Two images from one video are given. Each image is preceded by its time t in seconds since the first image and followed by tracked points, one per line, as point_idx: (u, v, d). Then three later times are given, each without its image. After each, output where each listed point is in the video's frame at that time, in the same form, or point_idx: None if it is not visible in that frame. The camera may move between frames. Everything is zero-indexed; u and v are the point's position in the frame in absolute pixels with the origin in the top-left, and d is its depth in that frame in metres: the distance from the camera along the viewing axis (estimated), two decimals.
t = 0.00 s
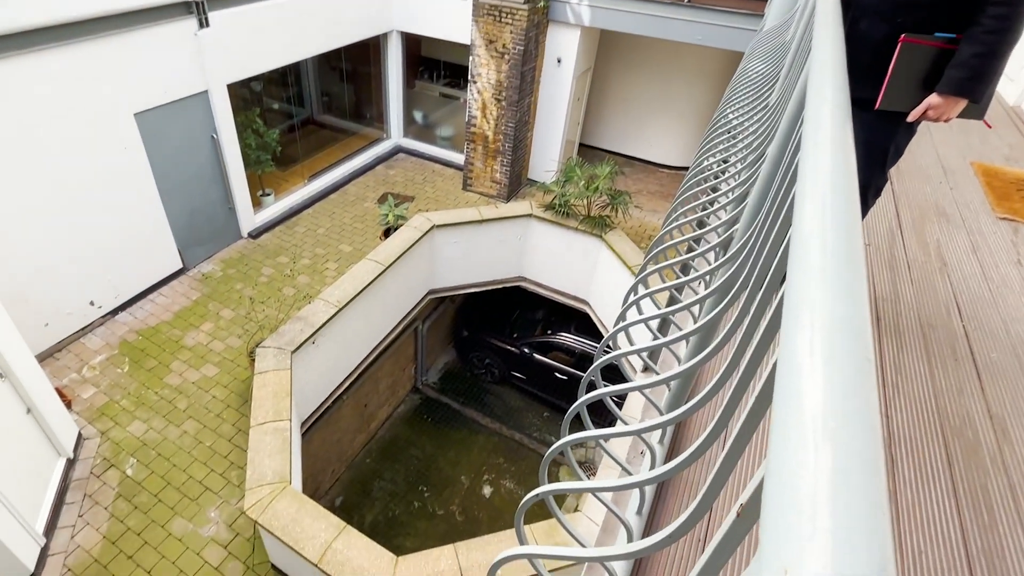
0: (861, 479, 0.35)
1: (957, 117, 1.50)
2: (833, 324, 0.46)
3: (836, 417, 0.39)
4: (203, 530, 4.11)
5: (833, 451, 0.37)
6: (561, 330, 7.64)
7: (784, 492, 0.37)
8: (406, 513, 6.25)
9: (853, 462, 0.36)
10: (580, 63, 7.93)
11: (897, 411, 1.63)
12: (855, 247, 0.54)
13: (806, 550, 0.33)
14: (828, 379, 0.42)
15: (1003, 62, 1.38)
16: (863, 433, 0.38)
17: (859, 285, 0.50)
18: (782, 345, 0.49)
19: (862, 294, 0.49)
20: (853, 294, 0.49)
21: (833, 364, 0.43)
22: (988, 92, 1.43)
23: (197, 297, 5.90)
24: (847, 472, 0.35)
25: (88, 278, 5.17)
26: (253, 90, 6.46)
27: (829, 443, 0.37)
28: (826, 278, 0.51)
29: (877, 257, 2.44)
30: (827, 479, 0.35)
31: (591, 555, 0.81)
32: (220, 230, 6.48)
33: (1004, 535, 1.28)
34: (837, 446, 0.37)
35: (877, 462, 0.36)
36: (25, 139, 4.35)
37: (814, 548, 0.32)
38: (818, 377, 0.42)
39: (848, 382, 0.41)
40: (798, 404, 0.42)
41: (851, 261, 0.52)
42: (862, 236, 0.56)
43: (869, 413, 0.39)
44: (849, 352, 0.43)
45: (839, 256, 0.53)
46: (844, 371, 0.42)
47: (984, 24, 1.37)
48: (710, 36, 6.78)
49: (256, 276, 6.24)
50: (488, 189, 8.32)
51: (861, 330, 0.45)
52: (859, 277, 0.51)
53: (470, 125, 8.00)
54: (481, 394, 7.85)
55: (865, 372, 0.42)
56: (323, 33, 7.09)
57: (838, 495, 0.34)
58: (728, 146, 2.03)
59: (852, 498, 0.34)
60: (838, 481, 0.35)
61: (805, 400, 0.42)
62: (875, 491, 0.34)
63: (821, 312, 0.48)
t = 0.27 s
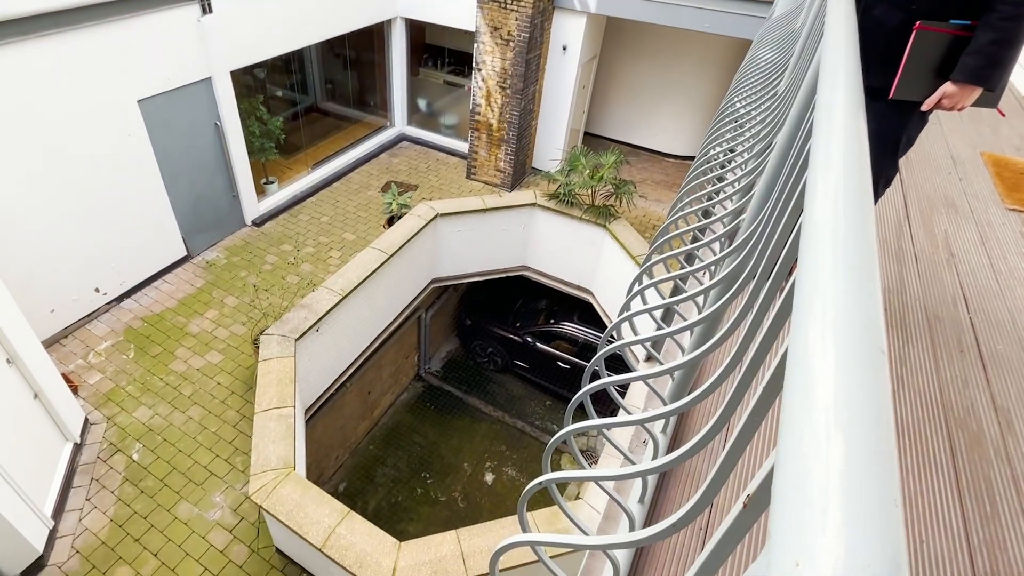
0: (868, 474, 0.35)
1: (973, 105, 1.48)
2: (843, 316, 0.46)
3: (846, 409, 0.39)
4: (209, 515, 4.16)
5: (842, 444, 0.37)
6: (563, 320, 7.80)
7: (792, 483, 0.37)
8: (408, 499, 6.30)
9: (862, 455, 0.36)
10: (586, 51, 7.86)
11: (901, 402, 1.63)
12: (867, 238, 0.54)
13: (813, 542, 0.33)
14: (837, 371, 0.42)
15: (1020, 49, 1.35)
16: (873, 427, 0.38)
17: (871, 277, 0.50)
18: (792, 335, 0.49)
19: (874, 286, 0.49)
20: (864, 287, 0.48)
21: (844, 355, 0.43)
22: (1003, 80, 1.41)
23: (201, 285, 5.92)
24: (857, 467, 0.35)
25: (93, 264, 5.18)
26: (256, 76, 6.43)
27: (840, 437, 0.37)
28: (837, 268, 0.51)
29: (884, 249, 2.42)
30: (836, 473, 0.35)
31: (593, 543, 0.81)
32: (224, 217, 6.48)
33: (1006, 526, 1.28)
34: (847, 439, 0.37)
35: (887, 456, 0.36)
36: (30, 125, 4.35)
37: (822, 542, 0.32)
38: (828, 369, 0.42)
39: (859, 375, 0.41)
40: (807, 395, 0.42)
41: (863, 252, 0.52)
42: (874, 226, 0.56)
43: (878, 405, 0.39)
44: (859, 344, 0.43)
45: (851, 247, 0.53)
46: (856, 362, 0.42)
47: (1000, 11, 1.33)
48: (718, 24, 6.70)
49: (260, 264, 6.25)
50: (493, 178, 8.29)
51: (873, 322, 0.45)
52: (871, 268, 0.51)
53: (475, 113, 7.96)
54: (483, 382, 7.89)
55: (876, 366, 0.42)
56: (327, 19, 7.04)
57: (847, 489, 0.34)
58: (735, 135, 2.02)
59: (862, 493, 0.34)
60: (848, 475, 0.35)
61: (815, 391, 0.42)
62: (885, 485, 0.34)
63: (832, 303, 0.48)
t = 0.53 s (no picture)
0: (861, 469, 0.35)
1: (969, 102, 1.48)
2: (838, 311, 0.46)
3: (839, 406, 0.39)
4: (209, 511, 4.16)
5: (836, 440, 0.37)
6: (563, 315, 7.81)
7: (785, 479, 0.37)
8: (407, 496, 6.32)
9: (855, 451, 0.36)
10: (585, 47, 7.84)
11: (898, 398, 1.63)
12: (863, 235, 0.54)
13: (804, 537, 0.33)
14: (830, 367, 0.42)
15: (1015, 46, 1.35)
16: (865, 423, 0.38)
17: (867, 273, 0.50)
18: (786, 329, 0.49)
19: (868, 282, 0.49)
20: (860, 283, 0.48)
21: (838, 352, 0.43)
22: (1000, 76, 1.41)
23: (200, 281, 5.92)
24: (850, 462, 0.35)
25: (92, 261, 5.18)
26: (255, 73, 6.41)
27: (832, 432, 0.37)
28: (833, 264, 0.51)
29: (882, 245, 2.42)
30: (830, 468, 0.35)
31: (590, 538, 0.81)
32: (223, 214, 6.48)
33: (1001, 521, 1.28)
34: (839, 435, 0.37)
35: (879, 451, 0.36)
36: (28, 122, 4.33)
37: (815, 537, 0.32)
38: (821, 366, 0.42)
39: (852, 371, 0.41)
40: (801, 391, 0.42)
41: (859, 249, 0.52)
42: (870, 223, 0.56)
43: (870, 401, 0.39)
44: (852, 340, 0.43)
45: (845, 243, 0.53)
46: (850, 359, 0.42)
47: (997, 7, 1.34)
48: (717, 20, 6.68)
49: (259, 261, 6.25)
50: (491, 175, 8.28)
51: (868, 318, 0.45)
52: (867, 264, 0.51)
53: (474, 110, 7.94)
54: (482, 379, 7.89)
55: (870, 361, 0.42)
56: (325, 15, 7.01)
57: (840, 484, 0.34)
58: (733, 132, 2.01)
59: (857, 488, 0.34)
60: (840, 471, 0.35)
61: (808, 387, 0.42)
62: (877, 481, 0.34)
63: (827, 299, 0.48)
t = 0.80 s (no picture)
0: (849, 466, 0.35)
1: (953, 106, 1.50)
2: (825, 311, 0.47)
3: (827, 405, 0.39)
4: (203, 519, 4.13)
5: (823, 439, 0.37)
6: (558, 320, 7.85)
7: (774, 479, 0.38)
8: (403, 502, 6.29)
9: (842, 447, 0.36)
10: (577, 52, 7.88)
11: (890, 398, 1.64)
12: (850, 236, 0.55)
13: (794, 534, 0.33)
14: (819, 366, 0.42)
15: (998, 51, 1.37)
16: (853, 422, 0.38)
17: (854, 273, 0.50)
18: (775, 329, 0.50)
19: (855, 281, 0.49)
20: (848, 282, 0.49)
21: (825, 351, 0.43)
22: (985, 80, 1.43)
23: (194, 288, 5.89)
24: (839, 460, 0.36)
25: (84, 269, 5.15)
26: (248, 79, 6.41)
27: (819, 431, 0.38)
28: (820, 264, 0.51)
29: (872, 247, 2.44)
30: (817, 466, 0.36)
31: (587, 541, 0.81)
32: (217, 220, 6.46)
33: (993, 519, 1.29)
34: (827, 433, 0.37)
35: (866, 449, 0.36)
36: (20, 130, 4.31)
37: (804, 536, 0.32)
38: (809, 364, 0.43)
39: (839, 369, 0.41)
40: (790, 390, 0.42)
41: (847, 249, 0.52)
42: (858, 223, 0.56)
43: (857, 400, 0.39)
44: (840, 338, 0.44)
45: (834, 243, 0.53)
46: (838, 358, 0.42)
47: (981, 11, 1.37)
48: (708, 25, 6.73)
49: (253, 267, 6.23)
50: (485, 179, 8.30)
51: (854, 318, 0.46)
52: (854, 265, 0.51)
53: (467, 116, 7.96)
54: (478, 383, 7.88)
55: (857, 359, 0.42)
56: (318, 21, 7.02)
57: (827, 483, 0.34)
58: (725, 135, 2.02)
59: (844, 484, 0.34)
60: (828, 469, 0.35)
61: (796, 386, 0.42)
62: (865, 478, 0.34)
63: (814, 299, 0.48)
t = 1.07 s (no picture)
0: (835, 469, 0.35)
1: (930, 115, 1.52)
2: (809, 318, 0.47)
3: (812, 408, 0.40)
4: (192, 540, 4.06)
5: (810, 444, 0.37)
6: (549, 330, 7.90)
7: (765, 485, 0.38)
8: (397, 518, 6.22)
9: (828, 450, 0.37)
10: (564, 65, 7.97)
11: (877, 402, 1.65)
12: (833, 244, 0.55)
13: (785, 537, 0.33)
14: (805, 373, 0.42)
15: (972, 61, 1.42)
16: (839, 423, 0.38)
17: (837, 278, 0.51)
18: (761, 337, 0.50)
19: (838, 288, 0.50)
20: (832, 289, 0.49)
21: (811, 357, 0.43)
22: (960, 89, 1.47)
23: (182, 304, 5.83)
24: (826, 464, 0.36)
25: (70, 287, 5.08)
26: (237, 94, 6.42)
27: (807, 435, 0.38)
28: (805, 273, 0.52)
29: (856, 253, 2.47)
30: (804, 471, 0.36)
31: (582, 551, 0.81)
32: (205, 236, 6.42)
33: (983, 521, 1.31)
34: (814, 438, 0.37)
35: (853, 453, 0.37)
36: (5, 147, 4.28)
37: (796, 539, 0.32)
38: (797, 370, 0.43)
39: (824, 374, 0.42)
40: (778, 397, 0.43)
41: (829, 256, 0.53)
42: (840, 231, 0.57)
43: (842, 405, 0.40)
44: (824, 344, 0.44)
45: (816, 251, 0.54)
46: (823, 364, 0.43)
47: (953, 24, 1.42)
48: (691, 38, 6.84)
49: (242, 282, 6.18)
50: (475, 192, 8.32)
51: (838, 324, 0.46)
52: (837, 271, 0.52)
53: (456, 128, 8.00)
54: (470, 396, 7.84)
55: (842, 364, 0.43)
56: (306, 37, 7.06)
57: (815, 485, 0.35)
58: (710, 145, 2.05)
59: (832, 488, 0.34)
60: (815, 473, 0.35)
61: (785, 391, 0.42)
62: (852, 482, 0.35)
63: (799, 306, 0.49)
